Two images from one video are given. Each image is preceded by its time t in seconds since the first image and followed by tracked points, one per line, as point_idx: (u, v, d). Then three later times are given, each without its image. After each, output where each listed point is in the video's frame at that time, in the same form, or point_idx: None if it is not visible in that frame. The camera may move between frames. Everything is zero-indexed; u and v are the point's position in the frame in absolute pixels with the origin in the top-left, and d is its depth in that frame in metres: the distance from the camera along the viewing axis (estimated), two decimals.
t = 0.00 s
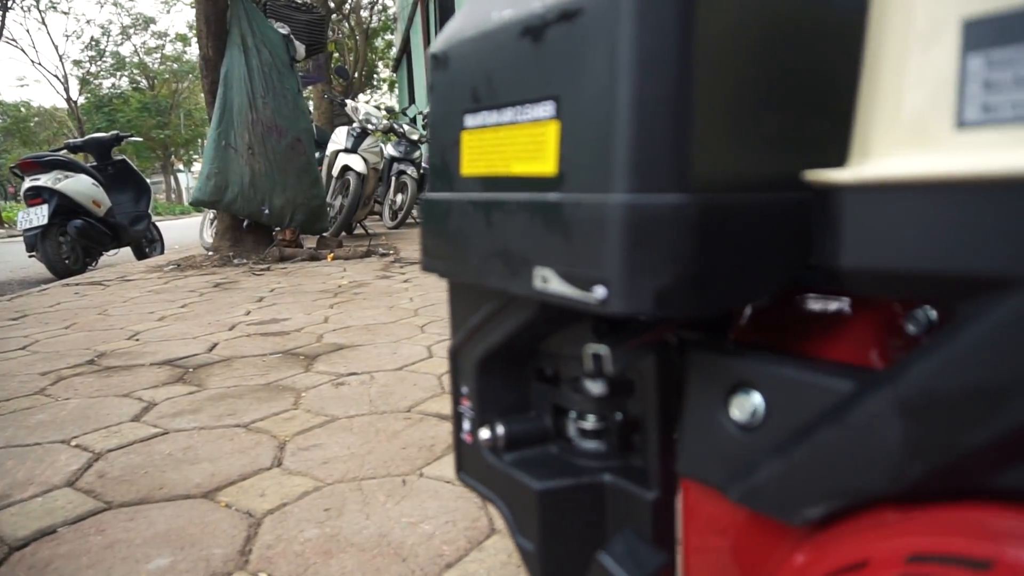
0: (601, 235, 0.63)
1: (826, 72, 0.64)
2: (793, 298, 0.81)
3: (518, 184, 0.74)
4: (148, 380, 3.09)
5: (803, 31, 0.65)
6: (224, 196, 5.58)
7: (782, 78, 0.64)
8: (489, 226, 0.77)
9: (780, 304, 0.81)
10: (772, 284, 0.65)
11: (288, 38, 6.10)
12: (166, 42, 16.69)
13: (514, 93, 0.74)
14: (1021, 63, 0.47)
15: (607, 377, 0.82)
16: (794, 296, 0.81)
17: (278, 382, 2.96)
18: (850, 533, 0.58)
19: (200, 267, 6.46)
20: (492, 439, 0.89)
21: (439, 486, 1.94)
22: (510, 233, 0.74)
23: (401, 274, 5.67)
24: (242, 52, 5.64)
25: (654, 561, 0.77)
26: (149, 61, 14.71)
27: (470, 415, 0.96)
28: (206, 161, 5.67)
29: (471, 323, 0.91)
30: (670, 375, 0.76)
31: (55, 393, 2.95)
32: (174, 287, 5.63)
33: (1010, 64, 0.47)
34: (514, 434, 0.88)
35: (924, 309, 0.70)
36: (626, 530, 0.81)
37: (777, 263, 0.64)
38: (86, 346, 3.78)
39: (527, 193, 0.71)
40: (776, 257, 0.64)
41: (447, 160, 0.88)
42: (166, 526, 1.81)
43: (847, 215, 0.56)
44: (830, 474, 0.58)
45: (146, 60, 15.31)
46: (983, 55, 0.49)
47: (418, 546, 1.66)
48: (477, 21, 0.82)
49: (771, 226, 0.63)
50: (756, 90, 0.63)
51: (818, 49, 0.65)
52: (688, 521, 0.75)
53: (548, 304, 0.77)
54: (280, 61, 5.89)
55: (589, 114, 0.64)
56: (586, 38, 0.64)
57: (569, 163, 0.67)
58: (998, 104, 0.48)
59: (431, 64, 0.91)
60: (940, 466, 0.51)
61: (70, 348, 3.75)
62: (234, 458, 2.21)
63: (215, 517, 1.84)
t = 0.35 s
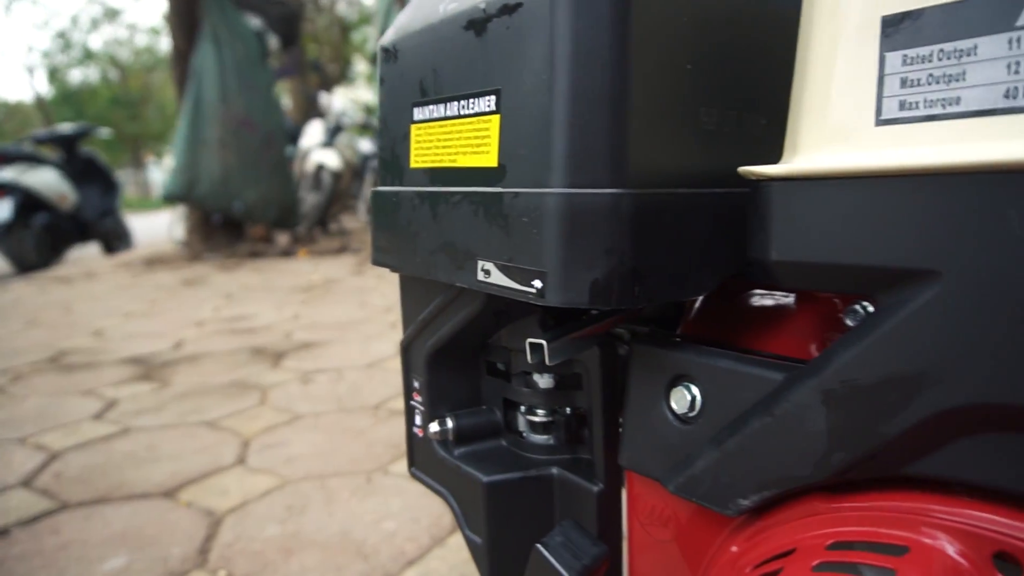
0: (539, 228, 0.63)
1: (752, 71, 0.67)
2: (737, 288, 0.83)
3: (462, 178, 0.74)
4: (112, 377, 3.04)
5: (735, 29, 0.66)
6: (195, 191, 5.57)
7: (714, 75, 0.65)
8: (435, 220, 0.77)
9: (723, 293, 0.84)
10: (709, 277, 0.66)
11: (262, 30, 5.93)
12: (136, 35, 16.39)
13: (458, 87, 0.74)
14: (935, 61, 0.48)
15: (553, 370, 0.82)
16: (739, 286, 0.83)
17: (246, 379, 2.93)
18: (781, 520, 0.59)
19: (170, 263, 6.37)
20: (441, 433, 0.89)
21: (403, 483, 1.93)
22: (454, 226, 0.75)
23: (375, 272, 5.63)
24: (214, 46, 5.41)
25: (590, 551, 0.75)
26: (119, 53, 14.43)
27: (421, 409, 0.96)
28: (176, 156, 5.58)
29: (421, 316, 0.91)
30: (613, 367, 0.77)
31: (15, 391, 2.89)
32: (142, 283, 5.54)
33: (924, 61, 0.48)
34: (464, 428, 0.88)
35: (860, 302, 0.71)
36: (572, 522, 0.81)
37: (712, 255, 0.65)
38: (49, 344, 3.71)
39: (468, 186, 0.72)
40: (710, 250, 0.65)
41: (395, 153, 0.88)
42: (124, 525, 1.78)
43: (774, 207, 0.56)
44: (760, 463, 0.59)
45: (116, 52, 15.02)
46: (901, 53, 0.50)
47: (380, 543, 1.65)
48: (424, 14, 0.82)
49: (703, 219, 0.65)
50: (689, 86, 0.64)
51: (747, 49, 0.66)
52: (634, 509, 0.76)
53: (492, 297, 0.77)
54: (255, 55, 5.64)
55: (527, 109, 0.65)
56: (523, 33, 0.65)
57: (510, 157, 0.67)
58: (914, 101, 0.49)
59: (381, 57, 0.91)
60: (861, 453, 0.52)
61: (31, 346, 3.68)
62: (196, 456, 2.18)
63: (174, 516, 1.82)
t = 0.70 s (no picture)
0: (492, 221, 0.64)
1: (701, 68, 0.68)
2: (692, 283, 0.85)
3: (420, 171, 0.75)
4: (82, 372, 3.00)
5: (688, 28, 0.67)
6: (171, 185, 5.50)
7: (666, 72, 0.66)
8: (394, 213, 0.78)
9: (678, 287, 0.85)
10: (660, 271, 0.67)
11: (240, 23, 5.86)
12: (113, 26, 16.14)
13: (417, 80, 0.75)
14: (872, 59, 0.49)
15: (512, 363, 0.83)
16: (694, 280, 0.85)
17: (219, 375, 2.90)
18: (727, 509, 0.60)
19: (144, 257, 6.29)
20: (402, 425, 0.89)
21: (374, 478, 1.93)
22: (413, 219, 0.75)
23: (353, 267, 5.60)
24: (189, 37, 5.33)
25: (541, 540, 0.76)
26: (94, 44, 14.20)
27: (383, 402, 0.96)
28: (151, 149, 5.50)
29: (383, 309, 0.91)
30: (570, 360, 0.77)
31: None
32: (115, 278, 5.46)
33: (862, 59, 0.49)
34: (425, 421, 0.89)
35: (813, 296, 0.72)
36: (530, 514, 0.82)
37: (662, 249, 0.67)
38: (17, 338, 3.65)
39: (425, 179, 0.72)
40: (659, 245, 0.66)
41: (357, 146, 0.88)
42: (90, 521, 1.76)
43: (720, 201, 0.57)
44: (706, 453, 0.60)
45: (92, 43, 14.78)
46: (840, 50, 0.50)
47: (349, 538, 1.65)
48: (384, 7, 0.82)
49: (653, 214, 0.66)
50: (641, 82, 0.65)
51: (697, 46, 0.67)
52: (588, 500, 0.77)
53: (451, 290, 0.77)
54: (231, 48, 5.56)
55: (482, 102, 0.65)
56: (478, 27, 0.65)
57: (466, 150, 0.67)
58: (852, 97, 0.50)
59: (344, 50, 0.91)
60: (803, 443, 0.53)
61: None
62: (166, 451, 2.16)
63: (141, 512, 1.80)
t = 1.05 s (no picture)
0: (441, 217, 0.64)
1: (650, 66, 0.69)
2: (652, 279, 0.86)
3: (374, 167, 0.75)
4: (52, 371, 2.96)
5: (636, 25, 0.67)
6: (147, 180, 5.46)
7: (616, 69, 0.67)
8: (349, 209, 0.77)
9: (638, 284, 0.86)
10: (610, 267, 0.67)
11: (218, 16, 5.75)
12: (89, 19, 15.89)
13: (371, 76, 0.74)
14: (807, 57, 0.49)
15: (470, 360, 0.83)
16: (654, 275, 0.85)
17: (192, 373, 2.87)
18: (673, 503, 0.61)
19: (120, 255, 6.20)
20: (361, 422, 0.89)
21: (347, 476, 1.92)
22: (368, 215, 0.75)
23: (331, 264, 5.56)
24: (166, 32, 5.21)
25: (490, 537, 0.79)
26: (69, 37, 13.97)
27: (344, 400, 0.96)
28: (126, 145, 5.42)
29: (342, 306, 0.91)
30: (526, 357, 0.78)
31: None
32: (89, 275, 5.39)
33: (798, 56, 0.50)
34: (384, 418, 0.89)
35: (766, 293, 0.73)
36: (489, 510, 0.82)
37: (613, 246, 0.67)
38: None
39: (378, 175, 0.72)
40: (609, 241, 0.67)
41: (315, 142, 0.87)
42: (56, 521, 1.74)
43: (665, 197, 0.57)
44: (652, 448, 0.60)
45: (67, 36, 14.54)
46: (777, 48, 0.51)
47: (320, 536, 1.64)
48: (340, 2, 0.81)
49: (603, 211, 0.66)
50: (590, 78, 0.65)
51: (646, 44, 0.68)
52: (546, 495, 0.78)
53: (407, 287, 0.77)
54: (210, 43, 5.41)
55: (431, 98, 0.65)
56: (428, 23, 0.65)
57: (417, 146, 0.67)
58: (789, 94, 0.50)
59: (302, 45, 0.90)
60: (743, 436, 0.54)
61: None
62: (136, 451, 2.14)
63: (109, 512, 1.78)
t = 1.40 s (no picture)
0: (383, 213, 0.64)
1: (594, 64, 0.69)
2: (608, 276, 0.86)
3: (322, 163, 0.74)
4: (19, 370, 2.91)
5: (580, 23, 0.68)
6: (120, 177, 5.38)
7: (559, 67, 0.67)
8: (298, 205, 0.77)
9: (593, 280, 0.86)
10: (554, 263, 0.68)
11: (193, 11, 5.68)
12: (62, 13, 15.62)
13: (318, 72, 0.74)
14: (735, 55, 0.50)
15: (422, 356, 0.83)
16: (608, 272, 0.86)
17: (163, 372, 2.84)
18: (613, 497, 0.62)
19: (92, 253, 6.12)
20: (315, 419, 0.89)
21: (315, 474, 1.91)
22: (315, 211, 0.75)
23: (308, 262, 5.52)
24: (140, 28, 5.11)
25: (434, 532, 0.80)
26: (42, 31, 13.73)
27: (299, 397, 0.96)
28: (99, 141, 5.34)
29: (296, 302, 0.90)
30: (476, 353, 0.78)
31: None
32: (60, 273, 5.30)
33: (726, 54, 0.50)
34: (338, 415, 0.89)
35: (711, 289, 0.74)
36: (440, 505, 0.82)
37: (555, 243, 0.68)
38: None
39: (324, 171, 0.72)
40: (552, 238, 0.67)
41: (267, 138, 0.87)
42: (17, 523, 1.71)
43: (602, 193, 0.58)
44: (593, 441, 0.61)
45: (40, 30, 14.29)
46: (706, 47, 0.51)
47: (286, 534, 1.63)
48: None
49: (546, 208, 0.67)
50: (533, 75, 0.65)
51: (588, 42, 0.69)
52: (497, 491, 0.78)
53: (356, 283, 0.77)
54: (184, 38, 5.36)
55: (374, 94, 0.65)
56: (371, 18, 0.65)
57: (361, 142, 0.67)
58: (717, 92, 0.51)
59: (255, 40, 0.90)
60: (676, 430, 0.54)
61: None
62: (102, 451, 2.11)
63: (72, 512, 1.76)
